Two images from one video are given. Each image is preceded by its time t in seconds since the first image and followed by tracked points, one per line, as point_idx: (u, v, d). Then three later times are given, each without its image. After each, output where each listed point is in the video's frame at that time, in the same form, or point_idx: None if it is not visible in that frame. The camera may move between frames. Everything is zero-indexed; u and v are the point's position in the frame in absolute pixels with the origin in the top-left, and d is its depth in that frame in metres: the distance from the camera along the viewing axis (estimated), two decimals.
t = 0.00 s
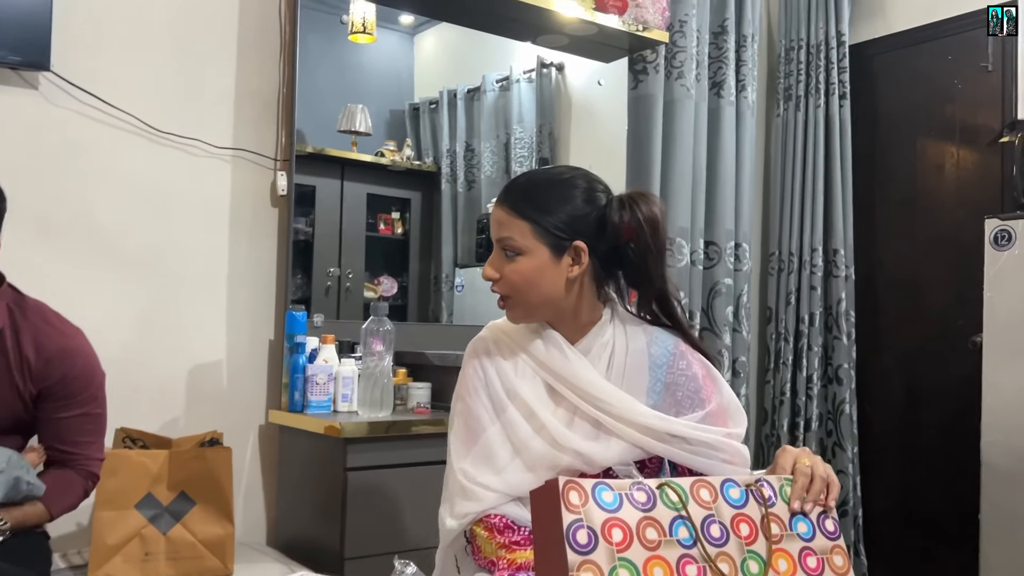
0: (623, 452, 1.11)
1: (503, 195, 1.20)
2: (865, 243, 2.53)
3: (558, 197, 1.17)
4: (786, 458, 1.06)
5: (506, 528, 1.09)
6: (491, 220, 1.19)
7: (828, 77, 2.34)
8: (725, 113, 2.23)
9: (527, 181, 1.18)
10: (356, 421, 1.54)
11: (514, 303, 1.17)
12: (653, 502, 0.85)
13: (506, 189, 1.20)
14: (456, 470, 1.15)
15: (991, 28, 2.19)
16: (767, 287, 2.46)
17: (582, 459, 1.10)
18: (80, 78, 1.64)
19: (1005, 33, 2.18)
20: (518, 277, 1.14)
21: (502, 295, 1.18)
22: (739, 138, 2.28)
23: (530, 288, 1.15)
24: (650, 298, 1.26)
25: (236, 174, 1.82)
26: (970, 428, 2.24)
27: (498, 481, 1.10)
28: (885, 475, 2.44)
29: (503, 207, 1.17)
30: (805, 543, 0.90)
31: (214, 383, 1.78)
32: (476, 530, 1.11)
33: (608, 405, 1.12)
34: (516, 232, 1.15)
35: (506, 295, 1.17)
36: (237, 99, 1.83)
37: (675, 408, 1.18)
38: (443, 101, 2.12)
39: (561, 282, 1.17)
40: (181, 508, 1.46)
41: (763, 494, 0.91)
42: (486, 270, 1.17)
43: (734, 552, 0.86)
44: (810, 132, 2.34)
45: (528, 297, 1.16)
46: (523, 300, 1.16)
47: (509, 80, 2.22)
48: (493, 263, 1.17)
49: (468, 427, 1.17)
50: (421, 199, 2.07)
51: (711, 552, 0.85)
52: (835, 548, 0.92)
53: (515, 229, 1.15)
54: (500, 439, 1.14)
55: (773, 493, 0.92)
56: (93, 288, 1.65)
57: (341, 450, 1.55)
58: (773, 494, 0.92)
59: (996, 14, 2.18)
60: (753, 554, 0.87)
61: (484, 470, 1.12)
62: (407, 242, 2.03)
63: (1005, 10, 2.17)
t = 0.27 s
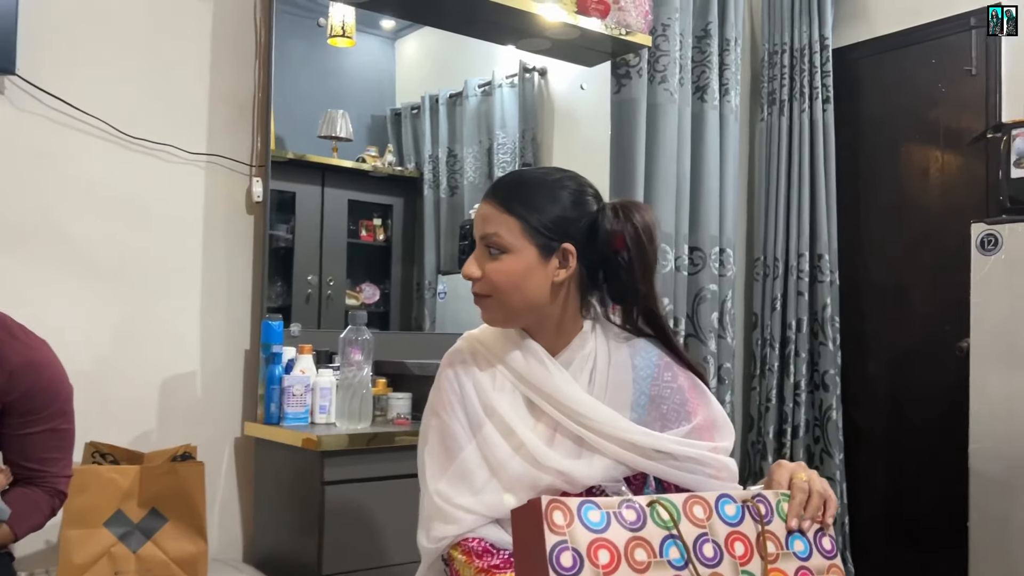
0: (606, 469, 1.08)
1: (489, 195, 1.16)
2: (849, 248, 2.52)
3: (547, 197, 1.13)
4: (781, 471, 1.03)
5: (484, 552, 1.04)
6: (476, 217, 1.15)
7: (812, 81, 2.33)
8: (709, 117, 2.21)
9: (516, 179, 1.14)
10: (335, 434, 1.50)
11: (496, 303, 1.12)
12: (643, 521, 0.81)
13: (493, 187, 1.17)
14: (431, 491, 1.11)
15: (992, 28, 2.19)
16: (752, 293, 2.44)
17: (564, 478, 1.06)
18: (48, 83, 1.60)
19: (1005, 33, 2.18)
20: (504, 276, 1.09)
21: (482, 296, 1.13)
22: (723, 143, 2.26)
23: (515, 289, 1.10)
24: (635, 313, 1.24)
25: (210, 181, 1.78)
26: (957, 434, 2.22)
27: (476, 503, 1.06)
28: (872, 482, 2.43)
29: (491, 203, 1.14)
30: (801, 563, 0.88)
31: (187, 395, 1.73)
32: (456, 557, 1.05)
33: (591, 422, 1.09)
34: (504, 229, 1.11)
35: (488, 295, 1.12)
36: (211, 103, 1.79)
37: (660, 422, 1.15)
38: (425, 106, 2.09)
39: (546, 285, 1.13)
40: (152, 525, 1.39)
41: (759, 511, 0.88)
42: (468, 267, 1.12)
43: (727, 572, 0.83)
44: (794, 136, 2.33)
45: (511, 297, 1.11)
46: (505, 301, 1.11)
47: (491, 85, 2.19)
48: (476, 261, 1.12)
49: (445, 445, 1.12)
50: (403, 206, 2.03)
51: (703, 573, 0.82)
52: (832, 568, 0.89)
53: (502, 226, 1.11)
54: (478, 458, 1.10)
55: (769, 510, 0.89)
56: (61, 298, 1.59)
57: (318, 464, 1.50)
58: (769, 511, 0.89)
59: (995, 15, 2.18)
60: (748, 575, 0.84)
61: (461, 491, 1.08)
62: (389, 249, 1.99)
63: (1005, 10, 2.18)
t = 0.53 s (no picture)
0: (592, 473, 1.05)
1: (468, 195, 1.12)
2: (840, 246, 2.51)
3: (534, 193, 1.11)
4: (773, 472, 1.01)
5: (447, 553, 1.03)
6: (461, 219, 1.11)
7: (801, 78, 2.32)
8: (699, 114, 2.20)
9: (500, 176, 1.11)
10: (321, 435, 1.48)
11: (492, 308, 1.08)
12: (629, 523, 0.80)
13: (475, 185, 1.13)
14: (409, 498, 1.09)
15: (992, 28, 2.17)
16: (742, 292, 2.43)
17: (546, 482, 1.04)
18: (26, 80, 1.56)
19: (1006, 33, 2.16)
20: (500, 279, 1.06)
21: (475, 300, 1.09)
22: (712, 140, 2.25)
23: (511, 291, 1.08)
24: (621, 307, 1.22)
25: (193, 179, 1.75)
26: (948, 432, 2.22)
27: (456, 507, 1.04)
28: (864, 480, 2.42)
29: (477, 204, 1.10)
30: (793, 564, 0.86)
31: (170, 396, 1.70)
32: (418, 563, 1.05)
33: (575, 424, 1.07)
34: (495, 230, 1.07)
35: (483, 299, 1.08)
36: (193, 100, 1.76)
37: (649, 423, 1.13)
38: (413, 105, 2.06)
39: (542, 284, 1.11)
40: (134, 530, 1.36)
41: (749, 512, 0.86)
42: (461, 272, 1.07)
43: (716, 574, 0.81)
44: (784, 133, 2.32)
45: (507, 301, 1.08)
46: (501, 305, 1.08)
47: (480, 83, 2.17)
48: (467, 266, 1.08)
49: (427, 452, 1.11)
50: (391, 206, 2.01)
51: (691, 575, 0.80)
52: (824, 569, 0.87)
53: (493, 228, 1.07)
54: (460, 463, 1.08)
55: (759, 510, 0.87)
56: (40, 299, 1.56)
57: (303, 466, 1.48)
58: (759, 511, 0.87)
59: (996, 15, 2.16)
60: None
61: (441, 497, 1.06)
62: (378, 249, 1.97)
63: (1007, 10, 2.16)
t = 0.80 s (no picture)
0: (580, 469, 1.04)
1: (455, 189, 1.10)
2: (832, 242, 2.52)
3: (524, 183, 1.10)
4: (761, 466, 1.01)
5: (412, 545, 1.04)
6: (450, 214, 1.08)
7: (793, 74, 2.32)
8: (690, 110, 2.20)
9: (489, 168, 1.10)
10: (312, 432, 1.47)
11: (492, 301, 1.06)
12: (622, 521, 0.79)
13: (462, 179, 1.11)
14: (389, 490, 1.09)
15: (991, 28, 2.17)
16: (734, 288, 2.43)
17: (532, 476, 1.03)
18: (12, 74, 1.55)
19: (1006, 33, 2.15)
20: (500, 271, 1.04)
21: (472, 295, 1.06)
22: (705, 136, 2.24)
23: (511, 284, 1.06)
24: (603, 301, 1.21)
25: (181, 175, 1.74)
26: (940, 427, 2.22)
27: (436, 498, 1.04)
28: (856, 475, 2.42)
29: (467, 197, 1.07)
30: (783, 559, 0.86)
31: (159, 394, 1.69)
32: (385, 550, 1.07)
33: (563, 420, 1.06)
34: (490, 223, 1.05)
35: (481, 294, 1.06)
36: (181, 95, 1.75)
37: (639, 418, 1.12)
38: (404, 102, 2.04)
39: (540, 276, 1.10)
40: (123, 527, 1.34)
41: (739, 507, 0.86)
42: (457, 267, 1.04)
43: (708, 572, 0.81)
44: (776, 129, 2.32)
45: (507, 293, 1.06)
46: (500, 298, 1.06)
47: (472, 79, 2.15)
48: (463, 261, 1.06)
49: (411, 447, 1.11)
50: (383, 203, 1.99)
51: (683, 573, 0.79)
52: (814, 563, 0.87)
53: (488, 220, 1.05)
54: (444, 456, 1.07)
55: (748, 505, 0.87)
56: (27, 296, 1.54)
57: (293, 463, 1.47)
58: (748, 506, 0.87)
59: (996, 15, 2.16)
60: (728, 573, 0.82)
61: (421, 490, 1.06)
62: (370, 247, 1.96)
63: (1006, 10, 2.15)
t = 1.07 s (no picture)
0: (579, 459, 1.05)
1: (448, 179, 1.10)
2: (827, 234, 2.53)
3: (518, 172, 1.10)
4: (760, 454, 1.01)
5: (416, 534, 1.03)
6: (442, 204, 1.08)
7: (789, 66, 2.32)
8: (686, 102, 2.20)
9: (481, 156, 1.09)
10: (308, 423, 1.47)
11: (484, 291, 1.06)
12: (621, 504, 0.79)
13: (455, 169, 1.10)
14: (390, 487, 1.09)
15: (992, 28, 2.16)
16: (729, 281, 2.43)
17: (533, 468, 1.04)
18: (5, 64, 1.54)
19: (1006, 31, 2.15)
20: (492, 261, 1.04)
21: (465, 285, 1.06)
22: (700, 128, 2.24)
23: (503, 273, 1.06)
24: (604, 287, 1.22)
25: (176, 166, 1.73)
26: (934, 418, 2.23)
27: (441, 496, 1.04)
28: (851, 467, 2.43)
29: (460, 187, 1.07)
30: (783, 544, 0.86)
31: (155, 385, 1.68)
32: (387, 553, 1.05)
33: (562, 412, 1.06)
34: (483, 212, 1.05)
35: (474, 283, 1.06)
36: (176, 86, 1.74)
37: (636, 406, 1.13)
38: (399, 95, 2.05)
39: (533, 265, 1.10)
40: (118, 518, 1.34)
41: (740, 492, 0.86)
42: (449, 257, 1.04)
43: (708, 556, 0.81)
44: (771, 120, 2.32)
45: (500, 283, 1.06)
46: (493, 287, 1.06)
47: (466, 72, 2.16)
48: (455, 250, 1.06)
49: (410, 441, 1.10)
50: (377, 196, 1.99)
51: (683, 557, 0.79)
52: (815, 549, 0.87)
53: (480, 210, 1.05)
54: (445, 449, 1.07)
55: (750, 491, 0.87)
56: (22, 286, 1.54)
57: (289, 454, 1.47)
58: (750, 492, 0.87)
59: (996, 14, 2.15)
60: (728, 557, 0.82)
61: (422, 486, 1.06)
62: (364, 240, 1.97)
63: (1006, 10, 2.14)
